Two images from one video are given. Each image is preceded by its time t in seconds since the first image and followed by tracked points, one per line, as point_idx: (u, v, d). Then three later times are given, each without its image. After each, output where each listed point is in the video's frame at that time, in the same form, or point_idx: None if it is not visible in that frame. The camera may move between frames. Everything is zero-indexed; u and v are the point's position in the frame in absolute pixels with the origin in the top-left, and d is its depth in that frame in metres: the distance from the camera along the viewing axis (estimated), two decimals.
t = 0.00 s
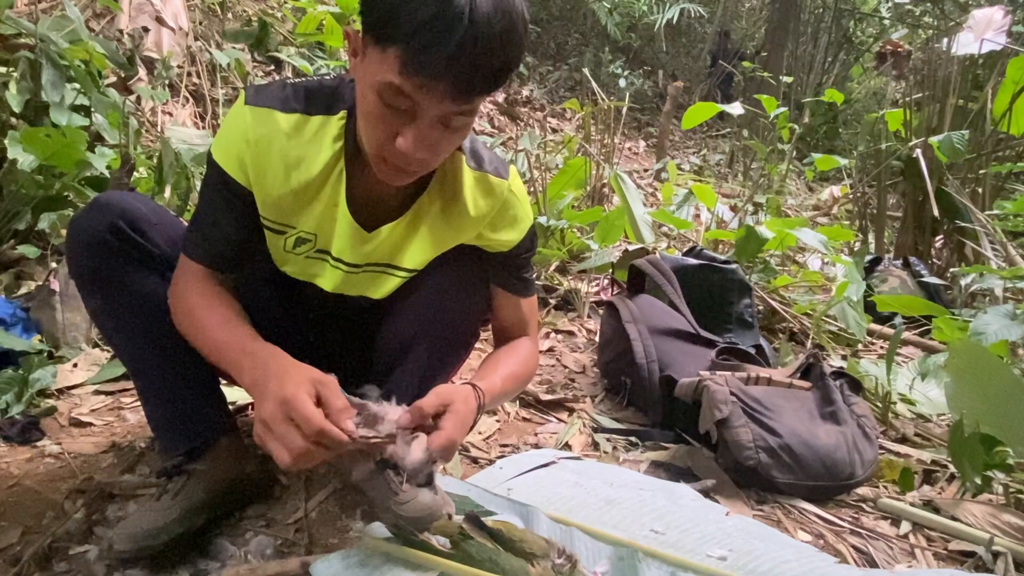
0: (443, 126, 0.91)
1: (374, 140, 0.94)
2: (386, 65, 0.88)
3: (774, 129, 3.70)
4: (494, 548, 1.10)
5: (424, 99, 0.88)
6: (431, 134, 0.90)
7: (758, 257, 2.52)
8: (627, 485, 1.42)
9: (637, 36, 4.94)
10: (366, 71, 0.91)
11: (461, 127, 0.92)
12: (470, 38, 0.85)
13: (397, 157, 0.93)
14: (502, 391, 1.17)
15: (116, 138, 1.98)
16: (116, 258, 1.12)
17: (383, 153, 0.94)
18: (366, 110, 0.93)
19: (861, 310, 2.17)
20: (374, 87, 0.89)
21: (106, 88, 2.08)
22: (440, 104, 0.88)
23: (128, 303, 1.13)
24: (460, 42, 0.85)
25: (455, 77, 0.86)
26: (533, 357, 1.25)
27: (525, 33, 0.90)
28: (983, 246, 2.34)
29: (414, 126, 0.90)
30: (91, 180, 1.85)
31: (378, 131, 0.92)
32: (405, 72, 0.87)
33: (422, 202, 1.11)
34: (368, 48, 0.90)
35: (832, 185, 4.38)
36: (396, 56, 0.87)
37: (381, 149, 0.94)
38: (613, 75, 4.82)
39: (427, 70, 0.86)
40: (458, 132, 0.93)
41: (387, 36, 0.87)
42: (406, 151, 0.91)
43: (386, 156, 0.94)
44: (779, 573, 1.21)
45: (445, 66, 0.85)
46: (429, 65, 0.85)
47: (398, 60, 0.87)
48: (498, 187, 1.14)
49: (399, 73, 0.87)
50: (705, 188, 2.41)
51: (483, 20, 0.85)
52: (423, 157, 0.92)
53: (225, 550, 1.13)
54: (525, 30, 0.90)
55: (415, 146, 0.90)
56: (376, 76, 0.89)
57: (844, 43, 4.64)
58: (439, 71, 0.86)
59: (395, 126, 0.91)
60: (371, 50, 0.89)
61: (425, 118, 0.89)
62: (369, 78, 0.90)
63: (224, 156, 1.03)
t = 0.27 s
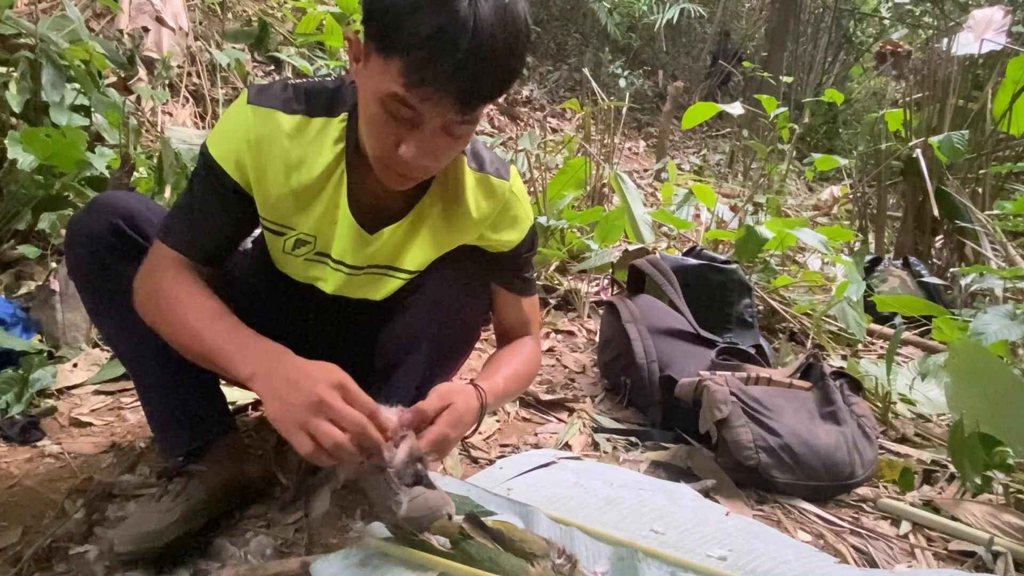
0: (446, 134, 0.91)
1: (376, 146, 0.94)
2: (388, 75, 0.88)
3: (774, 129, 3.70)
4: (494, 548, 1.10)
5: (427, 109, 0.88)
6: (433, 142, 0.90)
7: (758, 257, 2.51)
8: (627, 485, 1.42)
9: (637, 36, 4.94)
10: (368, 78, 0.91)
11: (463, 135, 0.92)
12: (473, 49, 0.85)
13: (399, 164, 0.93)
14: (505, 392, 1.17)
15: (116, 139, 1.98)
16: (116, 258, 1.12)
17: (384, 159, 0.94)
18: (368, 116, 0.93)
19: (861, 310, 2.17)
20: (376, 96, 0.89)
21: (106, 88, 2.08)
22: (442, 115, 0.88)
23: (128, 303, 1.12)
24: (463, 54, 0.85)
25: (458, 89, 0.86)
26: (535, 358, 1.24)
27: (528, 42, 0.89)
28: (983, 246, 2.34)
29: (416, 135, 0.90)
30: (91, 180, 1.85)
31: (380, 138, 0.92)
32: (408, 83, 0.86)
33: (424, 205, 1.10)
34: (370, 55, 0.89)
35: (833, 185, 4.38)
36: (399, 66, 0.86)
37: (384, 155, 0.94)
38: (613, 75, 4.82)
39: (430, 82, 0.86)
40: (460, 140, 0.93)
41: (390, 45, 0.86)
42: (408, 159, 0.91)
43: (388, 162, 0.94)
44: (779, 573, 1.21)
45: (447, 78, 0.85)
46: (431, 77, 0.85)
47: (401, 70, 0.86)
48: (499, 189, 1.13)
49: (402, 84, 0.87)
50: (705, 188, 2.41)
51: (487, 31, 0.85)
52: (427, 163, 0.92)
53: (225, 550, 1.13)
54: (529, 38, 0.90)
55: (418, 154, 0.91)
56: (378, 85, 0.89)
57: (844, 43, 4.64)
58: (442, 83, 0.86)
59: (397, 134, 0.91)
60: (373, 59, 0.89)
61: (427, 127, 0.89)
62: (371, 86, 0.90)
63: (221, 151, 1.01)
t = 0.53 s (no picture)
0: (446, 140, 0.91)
1: (377, 150, 0.94)
2: (389, 82, 0.87)
3: (774, 129, 3.70)
4: (494, 549, 1.11)
5: (427, 117, 0.88)
6: (433, 149, 0.91)
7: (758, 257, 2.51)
8: (627, 485, 1.42)
9: (637, 36, 4.94)
10: (369, 83, 0.90)
11: (463, 141, 0.92)
12: (473, 58, 0.84)
13: (400, 169, 0.94)
14: (512, 395, 1.17)
15: (116, 139, 1.97)
16: (116, 258, 1.12)
17: (385, 163, 0.95)
18: (369, 120, 0.93)
19: (861, 310, 2.17)
20: (377, 102, 0.89)
21: (106, 88, 2.08)
22: (443, 123, 0.88)
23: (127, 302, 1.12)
24: (464, 63, 0.84)
25: (458, 98, 0.86)
26: (539, 359, 1.24)
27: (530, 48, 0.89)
28: (983, 246, 2.34)
29: (417, 142, 0.90)
30: (91, 180, 1.85)
31: (381, 143, 0.92)
32: (408, 91, 0.86)
33: (425, 207, 1.10)
34: (371, 61, 0.89)
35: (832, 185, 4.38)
36: (399, 75, 0.86)
37: (384, 160, 0.94)
38: (613, 75, 4.82)
39: (430, 92, 0.86)
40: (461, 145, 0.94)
41: (390, 53, 0.86)
42: (409, 164, 0.92)
43: (388, 166, 0.95)
44: (780, 573, 1.21)
45: (448, 87, 0.85)
46: (431, 87, 0.85)
47: (401, 79, 0.86)
48: (500, 190, 1.13)
49: (402, 92, 0.87)
50: (704, 188, 2.41)
51: (488, 40, 0.84)
52: (427, 169, 0.93)
53: (225, 550, 1.13)
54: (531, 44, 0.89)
55: (418, 160, 0.91)
56: (379, 92, 0.89)
57: (844, 43, 4.64)
58: (442, 92, 0.85)
59: (398, 140, 0.91)
60: (373, 66, 0.89)
61: (428, 134, 0.89)
62: (372, 92, 0.90)
63: (221, 146, 1.01)
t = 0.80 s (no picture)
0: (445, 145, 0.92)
1: (375, 155, 0.94)
2: (388, 87, 0.88)
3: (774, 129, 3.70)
4: (494, 549, 1.11)
5: (426, 123, 0.88)
6: (432, 154, 0.91)
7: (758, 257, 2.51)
8: (627, 485, 1.42)
9: (637, 36, 4.94)
10: (368, 88, 0.91)
11: (462, 146, 0.93)
12: (473, 65, 0.84)
13: (398, 173, 0.94)
14: (511, 393, 1.16)
15: (116, 139, 1.97)
16: (116, 258, 1.12)
17: (382, 167, 0.95)
18: (367, 124, 0.93)
19: (861, 310, 2.17)
20: (376, 107, 0.90)
21: (106, 88, 2.08)
22: (441, 128, 0.88)
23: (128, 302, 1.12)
24: (464, 69, 0.84)
25: (457, 105, 0.86)
26: (541, 359, 1.23)
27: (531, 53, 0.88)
28: (983, 246, 2.34)
29: (416, 147, 0.91)
30: (91, 180, 1.86)
31: (379, 147, 0.93)
32: (407, 97, 0.87)
33: (426, 209, 1.10)
34: (370, 66, 0.89)
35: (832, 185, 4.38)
36: (398, 81, 0.86)
37: (382, 163, 0.95)
38: (613, 75, 4.82)
39: (429, 98, 0.86)
40: (460, 150, 0.94)
41: (390, 58, 0.86)
42: (407, 168, 0.92)
43: (386, 170, 0.95)
44: (780, 573, 1.21)
45: (447, 94, 0.85)
46: (430, 93, 0.85)
47: (400, 85, 0.86)
48: (501, 192, 1.13)
49: (401, 98, 0.87)
50: (704, 188, 2.41)
51: (488, 46, 0.84)
52: (425, 172, 0.93)
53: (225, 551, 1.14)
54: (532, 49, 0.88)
55: (416, 165, 0.92)
56: (378, 97, 0.89)
57: (844, 43, 4.64)
58: (441, 98, 0.86)
59: (396, 145, 0.91)
60: (372, 70, 0.89)
61: (426, 140, 0.90)
62: (371, 97, 0.90)
63: (221, 149, 1.00)
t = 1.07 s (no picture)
0: (442, 145, 0.92)
1: (373, 151, 0.95)
2: (386, 86, 0.88)
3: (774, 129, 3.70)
4: (494, 549, 1.11)
5: (423, 122, 0.89)
6: (429, 153, 0.92)
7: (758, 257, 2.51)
8: (627, 485, 1.42)
9: (637, 36, 4.93)
10: (367, 86, 0.91)
11: (459, 145, 0.93)
12: (471, 65, 0.84)
13: (395, 171, 0.96)
14: (501, 396, 1.16)
15: (115, 139, 1.97)
16: (114, 259, 1.12)
17: (381, 164, 0.96)
18: (366, 121, 0.94)
19: (861, 310, 2.17)
20: (374, 105, 0.90)
21: (106, 88, 2.08)
22: (438, 128, 0.89)
23: (127, 303, 1.12)
24: (461, 71, 0.84)
25: (454, 105, 0.86)
26: (534, 362, 1.23)
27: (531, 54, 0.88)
28: (984, 246, 2.33)
29: (413, 145, 0.91)
30: (91, 180, 1.86)
31: (377, 144, 0.94)
32: (404, 96, 0.87)
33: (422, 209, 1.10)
34: (369, 64, 0.89)
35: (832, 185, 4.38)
36: (395, 80, 0.86)
37: (381, 161, 0.96)
38: (613, 75, 4.82)
39: (425, 98, 0.86)
40: (457, 150, 0.94)
41: (388, 57, 0.86)
42: (404, 167, 0.93)
43: (384, 168, 0.96)
44: (779, 573, 1.21)
45: (443, 94, 0.85)
46: (427, 93, 0.85)
47: (397, 85, 0.86)
48: (498, 191, 1.13)
49: (398, 97, 0.87)
50: (704, 188, 2.41)
51: (487, 48, 0.83)
52: (423, 171, 0.94)
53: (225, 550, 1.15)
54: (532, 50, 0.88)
55: (413, 163, 0.92)
56: (376, 95, 0.89)
57: (844, 43, 4.64)
58: (438, 98, 0.86)
59: (394, 142, 0.92)
60: (371, 69, 0.89)
61: (423, 138, 0.90)
62: (370, 95, 0.91)
63: (225, 162, 1.05)
